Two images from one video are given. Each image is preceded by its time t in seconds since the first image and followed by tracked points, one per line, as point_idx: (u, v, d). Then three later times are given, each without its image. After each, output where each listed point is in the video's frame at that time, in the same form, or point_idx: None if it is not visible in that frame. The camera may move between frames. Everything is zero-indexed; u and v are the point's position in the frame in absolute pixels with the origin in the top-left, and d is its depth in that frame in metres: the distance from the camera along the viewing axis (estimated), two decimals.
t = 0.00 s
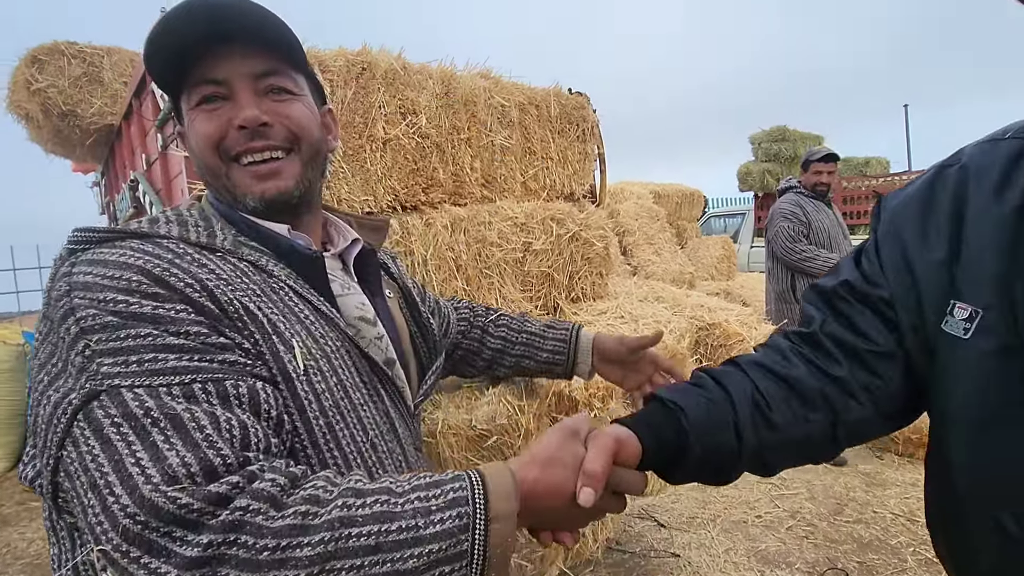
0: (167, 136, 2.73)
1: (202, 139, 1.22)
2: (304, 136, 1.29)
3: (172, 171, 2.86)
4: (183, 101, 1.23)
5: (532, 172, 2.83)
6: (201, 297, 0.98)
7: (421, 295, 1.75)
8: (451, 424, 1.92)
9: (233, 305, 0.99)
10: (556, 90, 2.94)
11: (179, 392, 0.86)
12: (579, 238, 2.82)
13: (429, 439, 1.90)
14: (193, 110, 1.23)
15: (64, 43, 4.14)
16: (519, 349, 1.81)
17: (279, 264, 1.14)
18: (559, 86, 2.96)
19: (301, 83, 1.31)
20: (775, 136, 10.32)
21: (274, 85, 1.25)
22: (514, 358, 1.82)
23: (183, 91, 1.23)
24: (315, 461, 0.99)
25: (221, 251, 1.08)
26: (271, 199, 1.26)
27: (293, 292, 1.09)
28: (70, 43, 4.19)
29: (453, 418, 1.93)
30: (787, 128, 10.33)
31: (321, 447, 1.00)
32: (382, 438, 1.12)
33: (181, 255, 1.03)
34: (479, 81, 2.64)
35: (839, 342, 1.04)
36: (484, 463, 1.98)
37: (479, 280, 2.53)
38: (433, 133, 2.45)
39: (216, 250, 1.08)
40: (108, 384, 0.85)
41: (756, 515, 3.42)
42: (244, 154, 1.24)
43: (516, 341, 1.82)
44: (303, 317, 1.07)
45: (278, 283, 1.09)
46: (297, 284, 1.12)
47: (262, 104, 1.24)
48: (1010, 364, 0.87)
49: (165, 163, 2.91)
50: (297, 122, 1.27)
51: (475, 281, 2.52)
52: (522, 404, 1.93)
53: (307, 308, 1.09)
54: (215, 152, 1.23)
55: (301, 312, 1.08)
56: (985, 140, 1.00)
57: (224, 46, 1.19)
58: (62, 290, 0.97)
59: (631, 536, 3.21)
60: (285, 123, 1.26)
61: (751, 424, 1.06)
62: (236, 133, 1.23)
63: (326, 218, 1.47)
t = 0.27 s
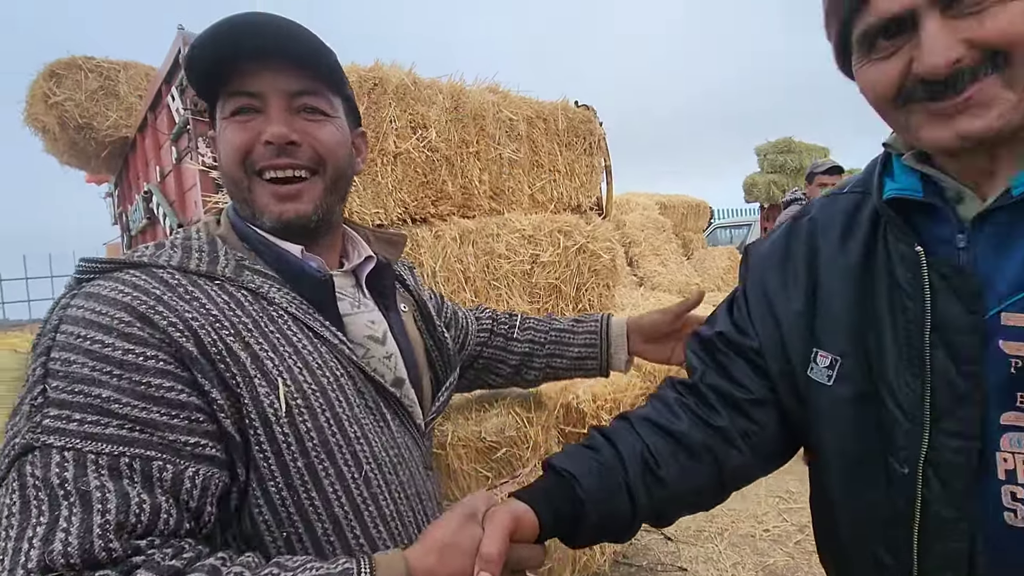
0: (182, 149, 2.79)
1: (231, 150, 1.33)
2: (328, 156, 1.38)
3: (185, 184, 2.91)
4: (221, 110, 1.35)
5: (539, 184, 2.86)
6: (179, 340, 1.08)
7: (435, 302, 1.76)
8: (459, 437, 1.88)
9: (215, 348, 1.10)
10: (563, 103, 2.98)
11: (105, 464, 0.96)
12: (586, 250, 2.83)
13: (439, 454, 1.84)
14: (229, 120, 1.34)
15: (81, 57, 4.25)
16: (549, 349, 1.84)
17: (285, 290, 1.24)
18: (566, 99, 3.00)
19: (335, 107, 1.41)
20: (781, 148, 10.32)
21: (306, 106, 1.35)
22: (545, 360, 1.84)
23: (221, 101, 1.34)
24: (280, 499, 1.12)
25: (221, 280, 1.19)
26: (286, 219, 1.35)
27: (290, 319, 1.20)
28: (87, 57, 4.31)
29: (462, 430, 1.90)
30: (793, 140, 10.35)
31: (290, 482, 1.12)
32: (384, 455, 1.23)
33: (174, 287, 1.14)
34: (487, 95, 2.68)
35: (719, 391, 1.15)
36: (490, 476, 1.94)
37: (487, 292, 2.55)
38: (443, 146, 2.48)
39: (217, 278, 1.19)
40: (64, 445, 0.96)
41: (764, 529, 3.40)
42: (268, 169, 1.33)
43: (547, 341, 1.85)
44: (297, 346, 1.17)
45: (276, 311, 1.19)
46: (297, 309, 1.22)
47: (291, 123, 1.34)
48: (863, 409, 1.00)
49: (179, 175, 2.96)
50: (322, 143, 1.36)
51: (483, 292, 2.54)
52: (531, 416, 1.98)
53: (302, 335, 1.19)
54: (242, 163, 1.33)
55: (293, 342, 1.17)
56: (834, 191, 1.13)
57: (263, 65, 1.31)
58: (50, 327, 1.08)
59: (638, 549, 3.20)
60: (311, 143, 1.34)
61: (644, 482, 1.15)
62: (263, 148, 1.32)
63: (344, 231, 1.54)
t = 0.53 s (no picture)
0: (200, 164, 2.84)
1: (247, 181, 1.33)
2: (347, 197, 1.35)
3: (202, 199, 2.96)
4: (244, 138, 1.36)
5: (550, 199, 2.88)
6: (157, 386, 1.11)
7: (451, 307, 1.72)
8: (475, 452, 1.89)
9: (190, 393, 1.12)
10: (574, 120, 3.02)
11: (36, 493, 1.01)
12: (597, 265, 2.83)
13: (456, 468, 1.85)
14: (250, 150, 1.35)
15: (102, 74, 4.36)
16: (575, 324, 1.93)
17: (280, 322, 1.25)
18: (577, 116, 3.03)
19: (363, 145, 1.39)
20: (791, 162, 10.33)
21: (328, 142, 1.35)
22: (569, 337, 1.92)
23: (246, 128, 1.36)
24: (253, 541, 1.15)
25: (217, 315, 1.20)
26: (295, 257, 1.33)
27: (284, 360, 1.21)
28: (108, 74, 4.42)
29: (477, 445, 1.91)
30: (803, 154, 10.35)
31: (264, 526, 1.15)
32: (372, 500, 1.23)
33: (160, 323, 1.15)
34: (500, 112, 2.72)
35: (590, 443, 1.44)
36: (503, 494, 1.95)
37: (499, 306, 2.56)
38: (457, 162, 2.52)
39: (213, 313, 1.20)
40: (9, 466, 1.02)
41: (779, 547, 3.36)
42: (280, 207, 1.33)
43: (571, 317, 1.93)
44: (288, 390, 1.19)
45: (268, 347, 1.21)
46: (292, 345, 1.23)
47: (311, 160, 1.33)
48: (689, 437, 1.39)
49: (196, 190, 3.01)
50: (342, 183, 1.34)
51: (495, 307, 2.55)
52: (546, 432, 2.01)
53: (294, 379, 1.20)
54: (255, 198, 1.33)
55: (285, 386, 1.19)
56: (661, 255, 1.53)
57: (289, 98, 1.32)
58: (39, 352, 1.14)
59: (650, 566, 3.17)
60: (329, 181, 1.33)
61: (538, 548, 1.35)
62: (279, 185, 1.32)
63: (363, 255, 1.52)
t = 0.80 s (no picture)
0: (215, 178, 2.88)
1: (264, 198, 1.33)
2: (360, 198, 1.36)
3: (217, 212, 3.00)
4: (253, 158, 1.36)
5: (560, 214, 2.89)
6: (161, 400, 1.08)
7: (475, 318, 1.67)
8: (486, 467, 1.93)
9: (197, 411, 1.10)
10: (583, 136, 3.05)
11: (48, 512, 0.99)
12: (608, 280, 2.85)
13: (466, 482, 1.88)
14: (260, 167, 1.35)
15: (119, 89, 4.46)
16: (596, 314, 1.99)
17: (296, 342, 1.22)
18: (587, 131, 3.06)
19: (365, 145, 1.39)
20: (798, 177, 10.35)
21: (335, 148, 1.35)
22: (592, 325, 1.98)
23: (254, 148, 1.36)
24: (258, 567, 1.09)
25: (233, 332, 1.18)
26: (320, 264, 1.33)
27: (295, 379, 1.18)
28: (125, 89, 4.53)
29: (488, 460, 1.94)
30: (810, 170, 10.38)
31: (268, 552, 1.10)
32: (377, 524, 1.18)
33: (183, 343, 1.14)
34: (511, 127, 2.75)
35: (518, 481, 1.30)
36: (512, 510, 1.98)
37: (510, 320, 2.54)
38: (468, 178, 2.54)
39: (230, 331, 1.18)
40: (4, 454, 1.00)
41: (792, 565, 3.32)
42: (300, 216, 1.33)
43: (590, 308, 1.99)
44: (296, 409, 1.15)
45: (281, 366, 1.18)
46: (305, 364, 1.20)
47: (321, 166, 1.33)
48: (619, 462, 1.30)
49: (211, 203, 3.05)
50: (353, 184, 1.35)
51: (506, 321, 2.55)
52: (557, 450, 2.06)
53: (302, 397, 1.17)
54: (274, 212, 1.33)
55: (293, 406, 1.15)
56: (574, 273, 1.44)
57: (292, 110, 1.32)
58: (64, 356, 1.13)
59: None
60: (341, 185, 1.33)
61: None
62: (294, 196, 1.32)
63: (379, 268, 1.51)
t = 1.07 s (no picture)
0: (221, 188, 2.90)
1: (290, 216, 1.34)
2: (380, 212, 1.38)
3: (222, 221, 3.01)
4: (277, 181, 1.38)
5: (564, 226, 2.90)
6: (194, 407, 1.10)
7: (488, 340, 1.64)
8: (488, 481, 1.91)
9: (225, 418, 1.12)
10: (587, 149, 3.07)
11: (88, 516, 1.01)
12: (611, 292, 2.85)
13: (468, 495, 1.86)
14: (285, 189, 1.37)
15: (126, 98, 4.53)
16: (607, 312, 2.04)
17: (314, 352, 1.23)
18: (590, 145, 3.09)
19: (381, 163, 1.42)
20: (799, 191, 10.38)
21: (356, 166, 1.37)
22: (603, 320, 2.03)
23: (278, 171, 1.38)
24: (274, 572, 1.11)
25: (256, 343, 1.19)
26: (345, 273, 1.34)
27: (313, 388, 1.18)
28: (132, 98, 4.59)
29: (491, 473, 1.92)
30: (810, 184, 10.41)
31: (284, 557, 1.11)
32: (387, 530, 1.18)
33: (210, 352, 1.15)
34: (516, 141, 2.77)
35: (528, 544, 1.24)
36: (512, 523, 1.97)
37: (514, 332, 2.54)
38: (474, 190, 2.56)
39: (252, 340, 1.19)
40: (66, 493, 1.02)
41: None
42: (325, 231, 1.34)
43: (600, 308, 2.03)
44: (313, 416, 1.17)
45: (299, 375, 1.19)
46: (322, 373, 1.21)
47: (342, 184, 1.36)
48: (629, 501, 1.24)
49: (216, 213, 3.07)
50: (374, 199, 1.37)
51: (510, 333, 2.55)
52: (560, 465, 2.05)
53: (319, 405, 1.18)
54: (300, 228, 1.34)
55: (310, 413, 1.17)
56: (557, 295, 1.40)
57: (314, 133, 1.35)
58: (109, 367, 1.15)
59: None
60: (363, 200, 1.36)
61: None
62: (318, 212, 1.33)
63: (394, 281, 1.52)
